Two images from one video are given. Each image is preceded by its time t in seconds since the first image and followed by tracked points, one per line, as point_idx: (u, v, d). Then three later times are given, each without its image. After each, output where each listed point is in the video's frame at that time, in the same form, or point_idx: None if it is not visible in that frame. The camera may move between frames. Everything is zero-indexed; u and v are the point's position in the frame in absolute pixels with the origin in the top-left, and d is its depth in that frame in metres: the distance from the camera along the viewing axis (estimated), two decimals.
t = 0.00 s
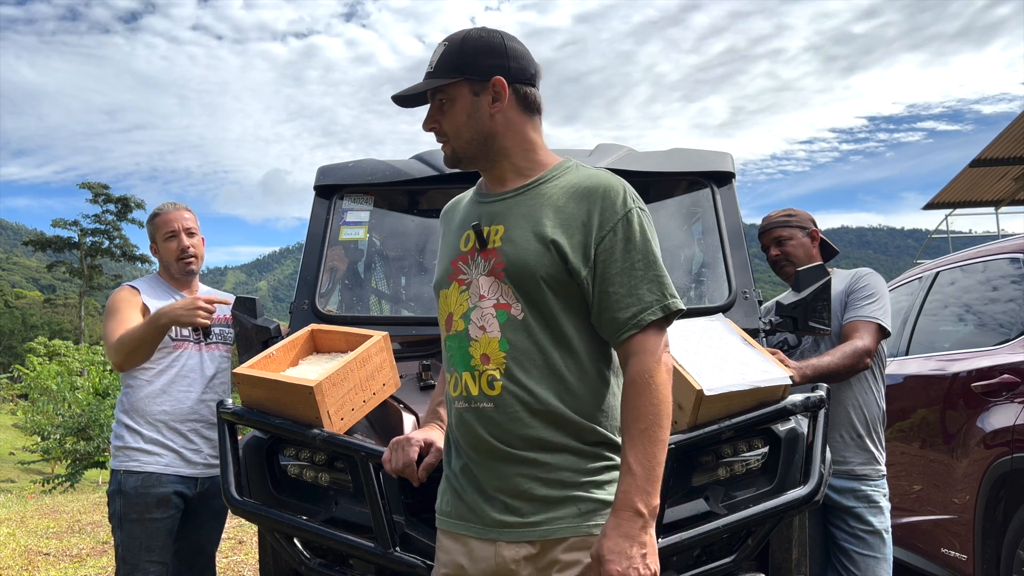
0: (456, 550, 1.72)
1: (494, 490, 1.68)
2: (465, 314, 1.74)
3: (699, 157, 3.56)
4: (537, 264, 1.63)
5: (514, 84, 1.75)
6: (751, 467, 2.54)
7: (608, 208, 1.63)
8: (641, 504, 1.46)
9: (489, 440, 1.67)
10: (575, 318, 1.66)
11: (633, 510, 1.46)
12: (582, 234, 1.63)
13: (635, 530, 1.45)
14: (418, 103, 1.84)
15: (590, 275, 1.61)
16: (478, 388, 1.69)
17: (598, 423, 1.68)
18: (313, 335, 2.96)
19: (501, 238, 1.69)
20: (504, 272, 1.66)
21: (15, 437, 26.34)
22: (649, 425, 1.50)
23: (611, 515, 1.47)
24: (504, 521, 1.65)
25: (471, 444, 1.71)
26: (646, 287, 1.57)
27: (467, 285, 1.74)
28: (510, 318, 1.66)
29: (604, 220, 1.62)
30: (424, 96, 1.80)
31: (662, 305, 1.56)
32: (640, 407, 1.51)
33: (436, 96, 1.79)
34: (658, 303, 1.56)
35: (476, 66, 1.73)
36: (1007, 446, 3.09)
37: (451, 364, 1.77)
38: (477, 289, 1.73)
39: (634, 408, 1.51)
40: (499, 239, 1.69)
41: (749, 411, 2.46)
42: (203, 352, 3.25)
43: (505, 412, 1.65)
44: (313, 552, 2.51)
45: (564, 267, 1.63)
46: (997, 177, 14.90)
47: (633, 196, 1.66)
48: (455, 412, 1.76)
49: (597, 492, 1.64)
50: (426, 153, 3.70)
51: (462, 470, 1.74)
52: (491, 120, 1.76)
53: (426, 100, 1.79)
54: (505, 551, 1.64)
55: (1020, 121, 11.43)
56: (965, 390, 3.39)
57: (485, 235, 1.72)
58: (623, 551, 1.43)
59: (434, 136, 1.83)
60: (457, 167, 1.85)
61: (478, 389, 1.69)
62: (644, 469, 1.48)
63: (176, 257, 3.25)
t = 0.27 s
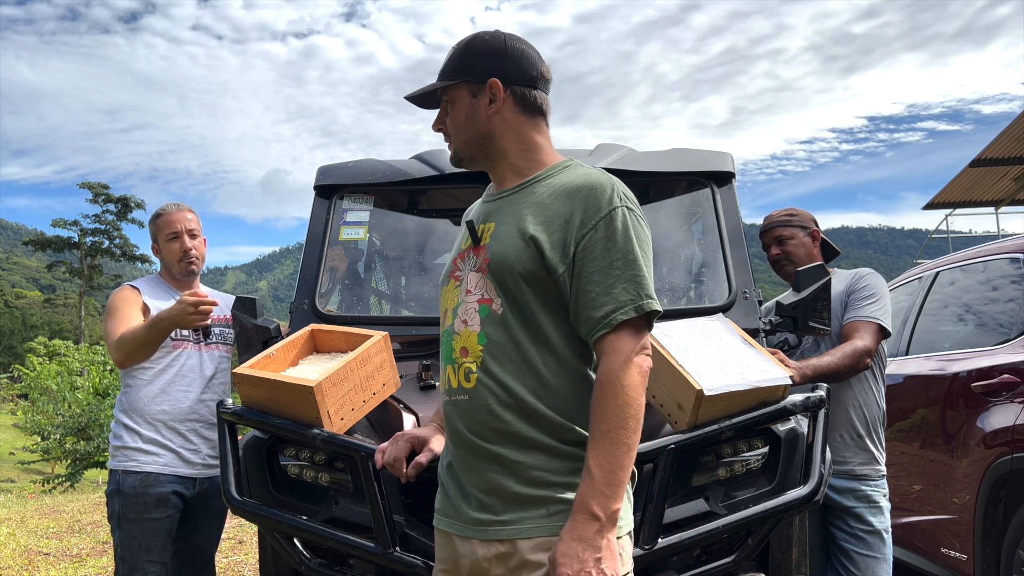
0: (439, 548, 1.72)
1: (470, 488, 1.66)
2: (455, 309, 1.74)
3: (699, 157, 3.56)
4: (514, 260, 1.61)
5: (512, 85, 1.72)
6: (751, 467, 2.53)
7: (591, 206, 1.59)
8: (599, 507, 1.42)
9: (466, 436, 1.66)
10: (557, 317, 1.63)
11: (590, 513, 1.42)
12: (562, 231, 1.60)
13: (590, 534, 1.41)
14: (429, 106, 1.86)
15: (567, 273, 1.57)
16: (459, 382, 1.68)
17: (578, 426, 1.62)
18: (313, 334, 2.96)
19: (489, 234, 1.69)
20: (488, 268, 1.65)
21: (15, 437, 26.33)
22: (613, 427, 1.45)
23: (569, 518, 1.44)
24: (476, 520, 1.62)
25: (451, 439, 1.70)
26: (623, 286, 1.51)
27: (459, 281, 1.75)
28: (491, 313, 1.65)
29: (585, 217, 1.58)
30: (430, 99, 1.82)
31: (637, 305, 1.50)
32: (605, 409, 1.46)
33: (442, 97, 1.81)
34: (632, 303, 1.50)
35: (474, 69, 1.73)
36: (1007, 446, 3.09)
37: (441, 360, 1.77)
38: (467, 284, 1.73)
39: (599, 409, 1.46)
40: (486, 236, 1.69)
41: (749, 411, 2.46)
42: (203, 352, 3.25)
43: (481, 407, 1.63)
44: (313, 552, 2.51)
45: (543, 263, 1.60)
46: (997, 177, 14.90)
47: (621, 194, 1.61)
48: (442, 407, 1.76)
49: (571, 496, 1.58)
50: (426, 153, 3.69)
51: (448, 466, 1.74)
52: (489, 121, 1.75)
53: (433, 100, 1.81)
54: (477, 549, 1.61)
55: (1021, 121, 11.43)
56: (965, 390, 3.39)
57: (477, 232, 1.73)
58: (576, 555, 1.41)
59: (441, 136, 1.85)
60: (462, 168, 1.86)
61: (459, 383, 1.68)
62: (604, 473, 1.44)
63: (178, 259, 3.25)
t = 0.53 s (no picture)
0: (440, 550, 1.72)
1: (461, 489, 1.65)
2: (458, 308, 1.75)
3: (699, 157, 3.56)
4: (502, 255, 1.57)
5: (519, 83, 1.70)
6: (751, 468, 2.53)
7: (580, 199, 1.53)
8: (563, 512, 1.39)
9: (457, 434, 1.65)
10: (546, 315, 1.57)
11: (553, 516, 1.40)
12: (551, 225, 1.55)
13: (552, 538, 1.39)
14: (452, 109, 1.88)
15: (552, 268, 1.52)
16: (454, 380, 1.68)
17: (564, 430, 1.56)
18: (313, 335, 2.96)
19: (490, 231, 1.68)
20: (483, 265, 1.64)
21: (15, 437, 26.33)
22: (583, 430, 1.40)
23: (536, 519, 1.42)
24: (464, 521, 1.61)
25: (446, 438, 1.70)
26: (604, 281, 1.45)
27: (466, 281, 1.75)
28: (483, 310, 1.64)
29: (572, 210, 1.52)
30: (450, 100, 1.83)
31: (616, 301, 1.43)
32: (576, 412, 1.42)
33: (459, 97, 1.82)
34: (611, 300, 1.43)
35: (483, 68, 1.72)
36: (1007, 446, 3.09)
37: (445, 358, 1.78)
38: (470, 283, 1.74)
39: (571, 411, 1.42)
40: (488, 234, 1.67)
41: (749, 411, 2.46)
42: (202, 353, 3.26)
43: (470, 406, 1.62)
44: (313, 552, 2.51)
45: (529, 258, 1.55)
46: (997, 177, 14.90)
47: (616, 186, 1.54)
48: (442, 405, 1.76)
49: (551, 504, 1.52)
50: (426, 153, 3.69)
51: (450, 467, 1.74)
52: (497, 120, 1.73)
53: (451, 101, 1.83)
54: (465, 553, 1.61)
55: (1020, 120, 11.43)
56: (965, 390, 3.39)
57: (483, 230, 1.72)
58: (538, 557, 1.39)
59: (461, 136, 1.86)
60: (480, 168, 1.86)
61: (454, 380, 1.68)
62: (571, 477, 1.39)
63: (178, 259, 3.25)
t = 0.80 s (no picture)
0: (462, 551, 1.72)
1: (475, 487, 1.65)
2: (478, 303, 1.76)
3: (699, 157, 3.56)
4: (510, 247, 1.56)
5: (540, 69, 1.68)
6: (751, 467, 2.53)
7: (583, 183, 1.49)
8: (540, 506, 1.36)
9: (468, 432, 1.64)
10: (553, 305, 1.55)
11: (531, 511, 1.37)
12: (557, 211, 1.52)
13: (528, 532, 1.37)
14: (481, 104, 1.88)
15: (556, 256, 1.49)
16: (468, 376, 1.68)
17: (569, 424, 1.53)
18: (313, 334, 2.96)
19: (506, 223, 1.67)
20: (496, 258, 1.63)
21: (15, 437, 26.33)
22: (567, 423, 1.37)
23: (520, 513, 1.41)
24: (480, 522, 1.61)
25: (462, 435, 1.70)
26: (600, 267, 1.41)
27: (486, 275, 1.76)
28: (496, 303, 1.64)
29: (576, 196, 1.49)
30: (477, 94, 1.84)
31: (610, 288, 1.39)
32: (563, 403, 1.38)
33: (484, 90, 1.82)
34: (605, 286, 1.40)
35: (504, 56, 1.72)
36: (1007, 446, 3.09)
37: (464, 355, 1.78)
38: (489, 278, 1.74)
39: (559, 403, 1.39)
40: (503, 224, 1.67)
41: (749, 411, 2.46)
42: (202, 353, 3.26)
43: (482, 403, 1.60)
44: (313, 552, 2.51)
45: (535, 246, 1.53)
46: (997, 177, 14.90)
47: (622, 169, 1.49)
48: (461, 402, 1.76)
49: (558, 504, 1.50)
50: (426, 153, 3.69)
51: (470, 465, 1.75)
52: (519, 107, 1.72)
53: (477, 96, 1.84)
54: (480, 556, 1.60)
55: (1020, 120, 11.43)
56: (964, 390, 3.39)
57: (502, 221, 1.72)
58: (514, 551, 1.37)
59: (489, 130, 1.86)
60: (509, 161, 1.85)
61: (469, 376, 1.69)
62: (552, 471, 1.36)
63: (178, 259, 3.25)
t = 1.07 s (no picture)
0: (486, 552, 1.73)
1: (501, 491, 1.65)
2: (501, 301, 1.75)
3: (700, 157, 3.57)
4: (536, 246, 1.53)
5: (564, 55, 1.64)
6: (750, 467, 2.53)
7: (615, 182, 1.45)
8: (568, 517, 1.33)
9: (495, 434, 1.63)
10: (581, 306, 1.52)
11: (558, 521, 1.33)
12: (586, 210, 1.48)
13: (554, 544, 1.33)
14: (496, 94, 1.83)
15: (586, 257, 1.45)
16: (493, 378, 1.67)
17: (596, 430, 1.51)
18: (313, 334, 2.96)
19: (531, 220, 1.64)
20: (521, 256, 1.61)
21: (15, 437, 26.32)
22: (598, 431, 1.33)
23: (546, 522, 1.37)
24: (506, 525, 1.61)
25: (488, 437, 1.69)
26: (634, 270, 1.38)
27: (510, 272, 1.74)
28: (520, 304, 1.61)
29: (607, 195, 1.45)
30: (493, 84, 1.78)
31: (646, 293, 1.36)
32: (593, 411, 1.35)
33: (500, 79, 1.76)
34: (641, 291, 1.36)
35: (524, 43, 1.67)
36: (1007, 446, 3.09)
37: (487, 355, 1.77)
38: (512, 276, 1.72)
39: (590, 410, 1.36)
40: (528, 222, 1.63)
41: (749, 411, 2.46)
42: (202, 353, 3.26)
43: (507, 404, 1.60)
44: (313, 552, 2.51)
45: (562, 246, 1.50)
46: (997, 177, 14.90)
47: (656, 167, 1.45)
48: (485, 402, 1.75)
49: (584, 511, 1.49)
50: (426, 153, 3.69)
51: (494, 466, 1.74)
52: (543, 96, 1.67)
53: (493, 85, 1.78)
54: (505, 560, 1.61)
55: (1020, 120, 11.43)
56: (964, 390, 3.39)
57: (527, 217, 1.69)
58: (537, 561, 1.33)
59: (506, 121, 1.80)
60: (530, 152, 1.80)
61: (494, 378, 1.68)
62: (582, 481, 1.33)
63: (178, 259, 3.25)
